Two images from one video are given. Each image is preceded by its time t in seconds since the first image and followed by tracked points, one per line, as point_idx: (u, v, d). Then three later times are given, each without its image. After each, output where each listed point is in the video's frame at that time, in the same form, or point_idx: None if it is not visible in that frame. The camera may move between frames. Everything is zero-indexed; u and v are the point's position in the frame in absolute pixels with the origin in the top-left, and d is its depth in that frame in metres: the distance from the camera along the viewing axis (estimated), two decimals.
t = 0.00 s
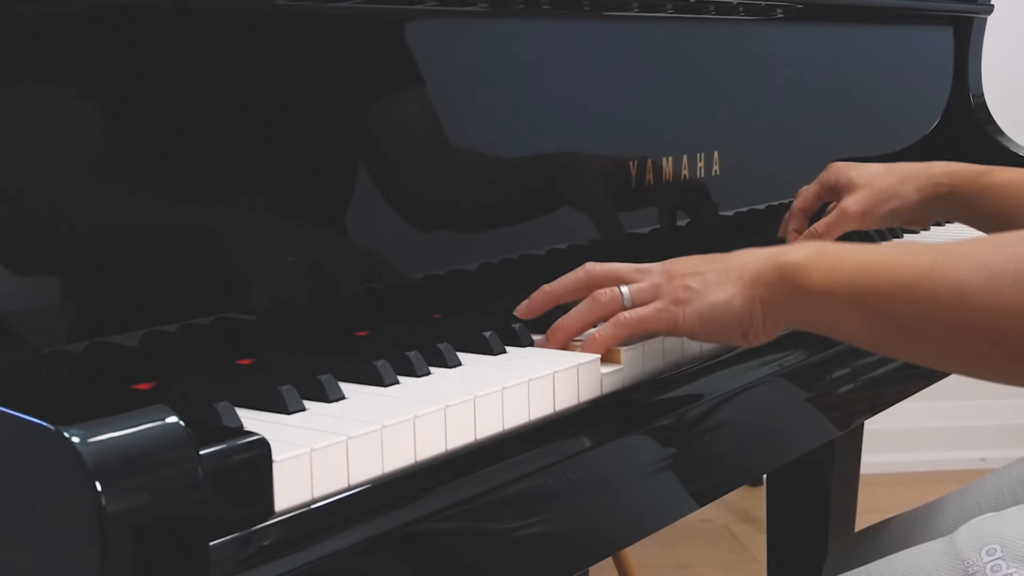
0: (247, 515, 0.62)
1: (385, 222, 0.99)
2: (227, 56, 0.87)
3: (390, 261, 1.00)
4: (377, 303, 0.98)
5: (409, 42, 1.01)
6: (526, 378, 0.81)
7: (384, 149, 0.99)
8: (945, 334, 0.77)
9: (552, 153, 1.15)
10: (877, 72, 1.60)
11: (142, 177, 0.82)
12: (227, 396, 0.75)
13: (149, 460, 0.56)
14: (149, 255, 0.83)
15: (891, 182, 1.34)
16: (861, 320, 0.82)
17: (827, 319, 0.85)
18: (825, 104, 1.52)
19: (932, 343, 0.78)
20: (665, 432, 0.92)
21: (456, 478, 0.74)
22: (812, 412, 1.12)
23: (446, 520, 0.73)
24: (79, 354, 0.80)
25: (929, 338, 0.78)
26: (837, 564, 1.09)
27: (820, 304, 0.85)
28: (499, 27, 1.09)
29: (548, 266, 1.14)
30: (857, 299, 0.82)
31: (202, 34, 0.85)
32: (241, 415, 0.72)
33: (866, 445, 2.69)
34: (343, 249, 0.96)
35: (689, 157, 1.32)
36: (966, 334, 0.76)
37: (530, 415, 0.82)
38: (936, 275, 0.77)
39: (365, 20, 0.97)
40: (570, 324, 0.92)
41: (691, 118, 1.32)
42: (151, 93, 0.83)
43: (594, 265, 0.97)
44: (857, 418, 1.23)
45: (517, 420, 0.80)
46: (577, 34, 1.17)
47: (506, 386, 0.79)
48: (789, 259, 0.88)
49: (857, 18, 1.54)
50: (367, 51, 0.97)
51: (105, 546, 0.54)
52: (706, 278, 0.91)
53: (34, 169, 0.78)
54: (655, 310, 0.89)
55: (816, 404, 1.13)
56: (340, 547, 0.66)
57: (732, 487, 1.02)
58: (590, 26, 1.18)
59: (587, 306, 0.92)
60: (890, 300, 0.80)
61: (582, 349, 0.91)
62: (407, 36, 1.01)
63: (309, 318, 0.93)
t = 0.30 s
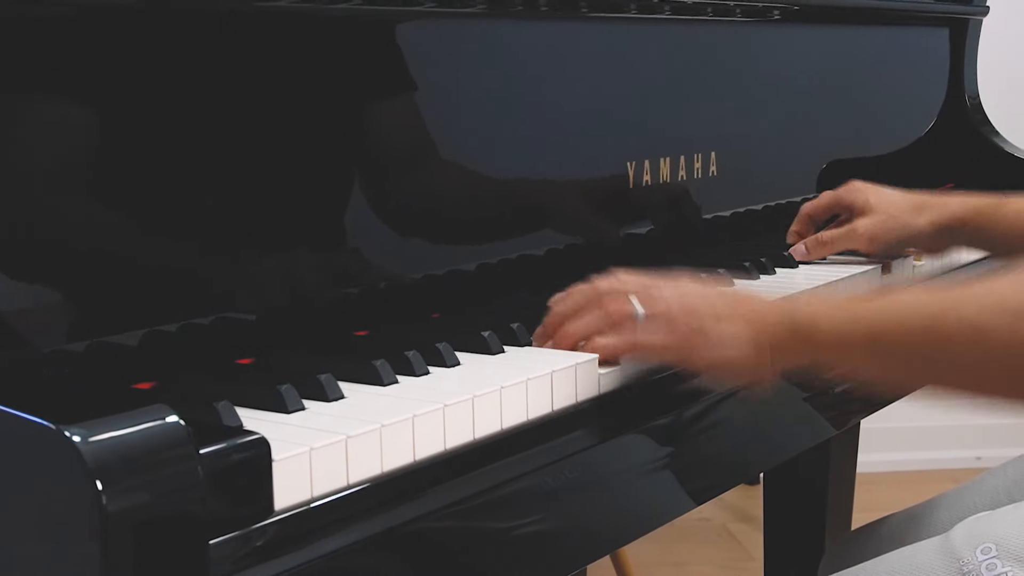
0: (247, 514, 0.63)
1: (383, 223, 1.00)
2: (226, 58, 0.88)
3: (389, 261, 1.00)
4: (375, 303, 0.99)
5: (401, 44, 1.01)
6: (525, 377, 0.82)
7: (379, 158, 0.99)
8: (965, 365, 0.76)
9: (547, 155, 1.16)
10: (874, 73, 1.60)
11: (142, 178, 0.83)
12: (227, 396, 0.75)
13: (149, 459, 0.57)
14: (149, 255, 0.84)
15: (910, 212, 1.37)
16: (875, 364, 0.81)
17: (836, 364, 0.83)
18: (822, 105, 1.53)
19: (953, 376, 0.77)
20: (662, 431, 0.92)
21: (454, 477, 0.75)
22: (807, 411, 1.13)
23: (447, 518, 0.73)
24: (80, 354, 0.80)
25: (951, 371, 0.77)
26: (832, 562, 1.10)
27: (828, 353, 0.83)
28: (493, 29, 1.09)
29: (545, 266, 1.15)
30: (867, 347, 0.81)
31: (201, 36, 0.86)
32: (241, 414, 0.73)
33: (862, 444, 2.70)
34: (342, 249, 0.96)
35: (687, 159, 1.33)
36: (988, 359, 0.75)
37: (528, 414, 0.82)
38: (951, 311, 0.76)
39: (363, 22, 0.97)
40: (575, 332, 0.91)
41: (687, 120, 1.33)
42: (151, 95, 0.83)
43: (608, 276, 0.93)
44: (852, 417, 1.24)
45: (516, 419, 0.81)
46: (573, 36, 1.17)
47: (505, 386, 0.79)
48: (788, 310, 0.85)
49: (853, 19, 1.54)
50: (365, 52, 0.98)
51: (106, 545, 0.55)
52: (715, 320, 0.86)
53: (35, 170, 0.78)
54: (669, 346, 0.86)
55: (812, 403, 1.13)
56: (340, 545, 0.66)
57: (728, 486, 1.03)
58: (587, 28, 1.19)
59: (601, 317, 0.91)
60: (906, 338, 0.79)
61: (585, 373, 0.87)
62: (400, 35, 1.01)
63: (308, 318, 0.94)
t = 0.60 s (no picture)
0: (247, 513, 0.63)
1: (381, 223, 1.00)
2: (224, 59, 0.88)
3: (389, 262, 1.01)
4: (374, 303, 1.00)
5: (410, 44, 1.02)
6: (522, 377, 0.83)
7: (377, 161, 1.00)
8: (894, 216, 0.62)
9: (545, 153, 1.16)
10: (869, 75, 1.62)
11: (140, 178, 0.83)
12: (227, 395, 0.76)
13: (149, 458, 0.57)
14: (148, 255, 0.84)
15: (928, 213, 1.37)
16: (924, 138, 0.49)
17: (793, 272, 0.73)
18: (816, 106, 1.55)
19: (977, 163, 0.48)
20: (660, 430, 0.93)
21: (453, 475, 0.75)
22: (805, 411, 1.13)
23: (444, 517, 0.74)
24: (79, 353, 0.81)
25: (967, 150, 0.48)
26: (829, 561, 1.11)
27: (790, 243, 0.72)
28: (494, 29, 1.11)
29: (543, 266, 1.15)
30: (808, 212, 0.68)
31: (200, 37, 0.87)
32: (241, 413, 0.73)
33: (859, 443, 2.70)
34: (340, 250, 0.97)
35: (683, 160, 1.34)
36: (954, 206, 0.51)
37: (526, 413, 0.83)
38: (956, 18, 0.48)
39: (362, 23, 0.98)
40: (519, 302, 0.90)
41: (683, 120, 1.34)
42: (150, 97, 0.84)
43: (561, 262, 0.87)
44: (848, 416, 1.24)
45: (513, 418, 0.82)
46: (569, 36, 1.18)
47: (503, 385, 0.80)
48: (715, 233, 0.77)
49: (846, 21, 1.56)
50: (363, 53, 0.98)
51: (106, 543, 0.55)
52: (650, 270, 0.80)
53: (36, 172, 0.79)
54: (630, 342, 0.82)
55: (809, 403, 1.14)
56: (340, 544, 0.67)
57: (725, 485, 1.03)
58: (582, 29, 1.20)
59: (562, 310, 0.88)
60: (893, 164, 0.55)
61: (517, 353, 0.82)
62: (404, 37, 1.02)
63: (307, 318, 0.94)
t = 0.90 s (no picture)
0: (247, 512, 0.64)
1: (380, 224, 1.01)
2: (223, 61, 0.89)
3: (387, 262, 1.02)
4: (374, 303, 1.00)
5: (398, 46, 1.03)
6: (520, 376, 0.83)
7: (374, 162, 1.00)
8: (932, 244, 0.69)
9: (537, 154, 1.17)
10: (864, 76, 1.62)
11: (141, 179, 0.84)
12: (227, 395, 0.76)
13: (149, 457, 0.58)
14: (149, 256, 0.85)
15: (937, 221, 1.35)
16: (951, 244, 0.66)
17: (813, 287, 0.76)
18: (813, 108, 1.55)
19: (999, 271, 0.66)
20: (656, 430, 0.94)
21: (451, 474, 0.76)
22: (801, 411, 1.13)
23: (442, 516, 0.75)
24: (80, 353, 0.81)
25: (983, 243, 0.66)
26: (825, 561, 1.11)
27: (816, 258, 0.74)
28: (483, 30, 1.12)
29: (541, 266, 1.16)
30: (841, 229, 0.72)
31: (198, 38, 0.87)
32: (240, 413, 0.74)
33: (855, 443, 2.71)
34: (340, 250, 0.98)
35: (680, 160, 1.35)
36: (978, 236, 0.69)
37: (524, 413, 0.83)
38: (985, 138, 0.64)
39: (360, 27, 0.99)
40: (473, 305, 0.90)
41: (679, 122, 1.35)
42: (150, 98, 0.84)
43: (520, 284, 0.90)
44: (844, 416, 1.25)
45: (511, 418, 0.82)
46: (565, 38, 1.19)
47: (509, 381, 0.81)
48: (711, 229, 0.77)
49: (842, 24, 1.57)
50: (361, 55, 0.99)
51: (107, 540, 0.56)
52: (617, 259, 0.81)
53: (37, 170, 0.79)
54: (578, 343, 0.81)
55: (806, 403, 1.14)
56: (339, 542, 0.68)
57: (722, 484, 1.04)
58: (578, 32, 1.21)
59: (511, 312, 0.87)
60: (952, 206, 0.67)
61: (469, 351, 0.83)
62: (394, 39, 1.02)
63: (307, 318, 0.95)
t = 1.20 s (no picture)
0: (247, 511, 0.64)
1: (379, 224, 1.01)
2: (223, 62, 0.89)
3: (386, 263, 1.02)
4: (373, 302, 1.01)
5: (397, 47, 1.03)
6: (520, 375, 0.82)
7: (373, 163, 1.01)
8: (929, 370, 0.77)
9: (540, 154, 1.17)
10: (862, 75, 1.63)
11: (141, 180, 0.84)
12: (227, 394, 0.77)
13: (149, 456, 0.58)
14: (148, 256, 0.85)
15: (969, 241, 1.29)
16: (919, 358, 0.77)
17: (804, 376, 0.82)
18: (811, 107, 1.55)
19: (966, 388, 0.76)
20: (654, 429, 0.94)
21: (449, 473, 0.76)
22: (795, 408, 1.14)
23: (441, 515, 0.75)
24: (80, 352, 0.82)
25: (958, 370, 0.76)
26: (821, 560, 1.12)
27: (821, 355, 0.80)
28: (484, 29, 1.11)
29: (538, 266, 1.16)
30: (850, 333, 0.79)
31: (197, 39, 0.87)
32: (240, 412, 0.74)
33: (852, 441, 2.71)
34: (339, 250, 0.98)
35: (679, 160, 1.35)
36: (990, 368, 0.75)
37: (524, 413, 0.82)
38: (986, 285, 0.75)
39: (359, 28, 0.99)
40: (489, 332, 0.84)
41: (677, 123, 1.35)
42: (149, 97, 0.85)
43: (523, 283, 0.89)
44: (839, 415, 1.26)
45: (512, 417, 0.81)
46: (563, 38, 1.19)
47: (526, 375, 0.82)
48: (740, 314, 0.83)
49: (840, 23, 1.57)
50: (360, 55, 0.99)
51: (108, 539, 0.56)
52: (643, 320, 0.85)
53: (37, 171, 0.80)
54: (587, 343, 0.81)
55: (802, 402, 1.15)
56: (337, 541, 0.69)
57: (718, 483, 1.05)
58: (577, 32, 1.21)
59: (506, 317, 0.84)
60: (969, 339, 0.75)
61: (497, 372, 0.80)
62: (394, 39, 1.02)
63: (306, 317, 0.95)
